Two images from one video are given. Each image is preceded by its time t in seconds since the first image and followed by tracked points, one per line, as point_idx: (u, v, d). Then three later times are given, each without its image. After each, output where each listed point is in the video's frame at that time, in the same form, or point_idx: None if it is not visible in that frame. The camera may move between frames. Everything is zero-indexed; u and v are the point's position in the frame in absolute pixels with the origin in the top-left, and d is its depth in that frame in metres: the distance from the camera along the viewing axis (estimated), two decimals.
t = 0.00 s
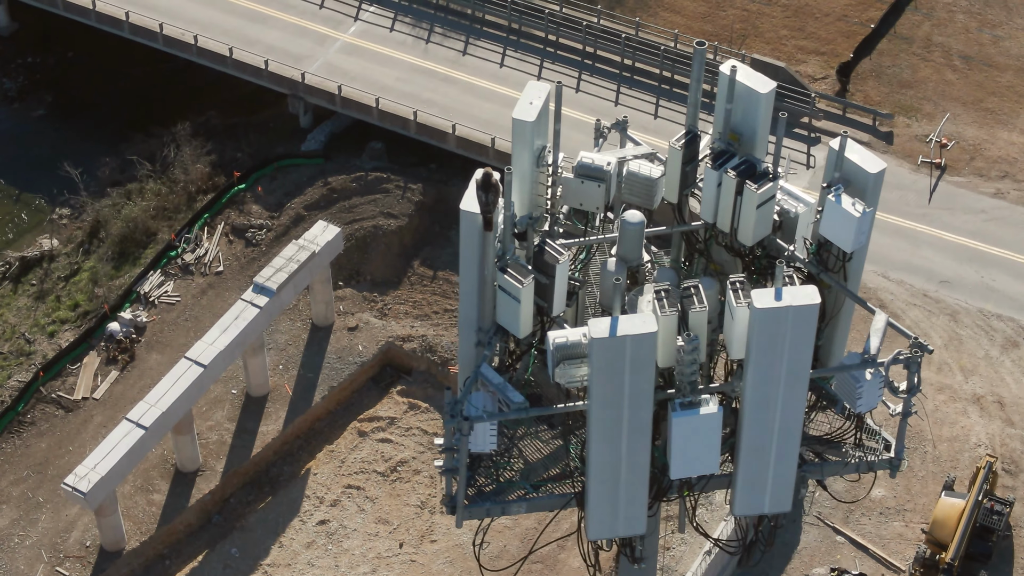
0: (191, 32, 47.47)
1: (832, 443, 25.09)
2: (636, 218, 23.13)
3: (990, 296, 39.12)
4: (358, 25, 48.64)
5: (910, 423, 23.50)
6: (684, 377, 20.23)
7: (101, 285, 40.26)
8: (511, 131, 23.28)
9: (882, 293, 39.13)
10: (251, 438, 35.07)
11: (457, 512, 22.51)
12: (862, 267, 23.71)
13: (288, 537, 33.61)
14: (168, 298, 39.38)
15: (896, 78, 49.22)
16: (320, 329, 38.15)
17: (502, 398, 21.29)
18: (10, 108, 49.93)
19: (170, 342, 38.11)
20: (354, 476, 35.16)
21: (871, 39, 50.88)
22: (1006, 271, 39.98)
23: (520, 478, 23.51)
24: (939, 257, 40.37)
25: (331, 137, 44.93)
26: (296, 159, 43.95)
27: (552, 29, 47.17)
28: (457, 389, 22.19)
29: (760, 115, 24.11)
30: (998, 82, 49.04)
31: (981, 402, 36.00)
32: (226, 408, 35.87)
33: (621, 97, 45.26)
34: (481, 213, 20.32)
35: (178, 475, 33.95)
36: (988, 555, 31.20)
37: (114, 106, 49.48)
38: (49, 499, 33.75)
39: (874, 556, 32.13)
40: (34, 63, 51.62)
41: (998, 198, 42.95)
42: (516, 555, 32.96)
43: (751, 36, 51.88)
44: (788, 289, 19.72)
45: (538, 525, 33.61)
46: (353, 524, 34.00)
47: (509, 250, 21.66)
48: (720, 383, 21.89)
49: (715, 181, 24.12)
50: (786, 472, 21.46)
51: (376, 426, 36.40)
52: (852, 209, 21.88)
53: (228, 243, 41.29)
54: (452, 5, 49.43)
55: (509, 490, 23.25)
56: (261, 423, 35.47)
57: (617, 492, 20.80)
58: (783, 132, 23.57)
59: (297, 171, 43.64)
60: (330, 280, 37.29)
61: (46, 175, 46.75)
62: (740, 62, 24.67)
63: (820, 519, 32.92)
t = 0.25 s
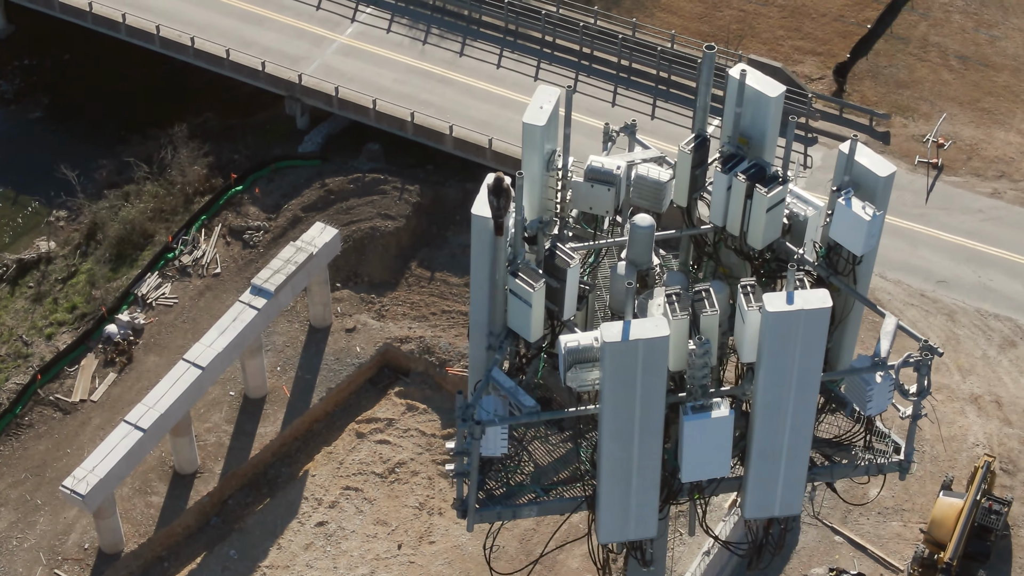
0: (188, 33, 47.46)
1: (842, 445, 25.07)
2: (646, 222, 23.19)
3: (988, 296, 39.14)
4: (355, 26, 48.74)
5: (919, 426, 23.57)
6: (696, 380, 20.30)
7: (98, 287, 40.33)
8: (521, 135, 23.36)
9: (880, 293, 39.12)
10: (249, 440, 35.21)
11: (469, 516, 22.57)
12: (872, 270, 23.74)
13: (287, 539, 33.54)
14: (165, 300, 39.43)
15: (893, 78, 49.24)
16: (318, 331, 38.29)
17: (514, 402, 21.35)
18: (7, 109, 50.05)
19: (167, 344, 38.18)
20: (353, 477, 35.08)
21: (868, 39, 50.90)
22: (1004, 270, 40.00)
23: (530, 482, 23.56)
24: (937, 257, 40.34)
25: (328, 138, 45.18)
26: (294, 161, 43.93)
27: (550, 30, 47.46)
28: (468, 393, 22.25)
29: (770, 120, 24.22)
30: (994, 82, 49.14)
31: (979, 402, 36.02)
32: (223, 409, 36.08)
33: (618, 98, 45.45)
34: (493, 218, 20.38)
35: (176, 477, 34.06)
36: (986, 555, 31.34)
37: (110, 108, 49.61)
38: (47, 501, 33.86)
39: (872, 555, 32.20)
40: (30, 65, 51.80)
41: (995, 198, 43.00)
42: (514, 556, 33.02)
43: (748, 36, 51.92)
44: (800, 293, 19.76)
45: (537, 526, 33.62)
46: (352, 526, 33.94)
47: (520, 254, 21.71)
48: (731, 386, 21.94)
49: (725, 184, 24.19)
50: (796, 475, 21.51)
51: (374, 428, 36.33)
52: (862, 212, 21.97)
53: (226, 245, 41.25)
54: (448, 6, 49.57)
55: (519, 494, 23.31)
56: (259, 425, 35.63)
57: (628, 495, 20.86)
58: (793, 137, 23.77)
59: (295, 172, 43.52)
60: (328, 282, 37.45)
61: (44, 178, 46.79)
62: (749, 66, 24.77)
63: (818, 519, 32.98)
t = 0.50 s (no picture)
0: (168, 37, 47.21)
1: (837, 443, 25.06)
2: (640, 222, 23.21)
3: (970, 291, 39.27)
4: (334, 28, 48.70)
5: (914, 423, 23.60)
6: (693, 380, 20.34)
7: (80, 292, 40.17)
8: (516, 137, 23.38)
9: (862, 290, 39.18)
10: (233, 443, 35.08)
11: (466, 518, 22.53)
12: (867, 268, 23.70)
13: (271, 542, 33.49)
14: (147, 304, 39.27)
15: (873, 76, 49.40)
16: (301, 334, 38.30)
17: (511, 403, 21.35)
18: None
19: (150, 348, 38.02)
20: (336, 480, 35.09)
21: (847, 37, 51.08)
22: (985, 266, 40.12)
23: (528, 483, 23.55)
24: (918, 253, 40.46)
25: (308, 141, 44.98)
26: (275, 164, 43.69)
27: (530, 31, 47.60)
28: (464, 395, 22.24)
29: (763, 120, 24.24)
30: (974, 79, 49.47)
31: (961, 398, 36.12)
32: (207, 413, 35.94)
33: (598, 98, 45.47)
34: (490, 220, 20.37)
35: (160, 482, 33.89)
36: (970, 550, 31.16)
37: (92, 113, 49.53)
38: (31, 507, 33.65)
39: (857, 552, 32.29)
40: (10, 71, 52.01)
41: (975, 194, 43.19)
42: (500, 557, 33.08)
43: (728, 35, 52.07)
44: (797, 291, 19.81)
45: (523, 526, 33.59)
46: (336, 528, 33.92)
47: (516, 255, 21.73)
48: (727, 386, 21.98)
49: (719, 184, 24.15)
50: (793, 474, 21.55)
51: (358, 430, 36.37)
52: (857, 211, 21.99)
53: (207, 248, 41.14)
54: (428, 8, 49.60)
55: (517, 495, 23.31)
56: (243, 429, 35.49)
57: (626, 495, 20.86)
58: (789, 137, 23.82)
59: (276, 175, 43.34)
60: (310, 284, 37.44)
61: (25, 183, 46.56)
62: (742, 66, 24.86)
63: (804, 516, 33.03)
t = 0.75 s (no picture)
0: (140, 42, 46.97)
1: (828, 440, 25.07)
2: (628, 222, 23.24)
3: (945, 286, 39.47)
4: (307, 31, 48.59)
5: (904, 419, 23.66)
6: (684, 379, 20.36)
7: (55, 299, 39.86)
8: (503, 139, 23.32)
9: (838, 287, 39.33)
10: (211, 448, 34.90)
11: (458, 521, 22.49)
12: (855, 265, 23.65)
13: (251, 547, 33.22)
14: (123, 310, 39.15)
15: (846, 72, 49.55)
16: (277, 338, 38.12)
17: (502, 405, 21.29)
18: None
19: (127, 354, 37.92)
20: (316, 483, 34.88)
21: (820, 34, 51.25)
22: (960, 261, 40.33)
23: (519, 484, 23.53)
24: (893, 249, 40.69)
25: (282, 144, 45.20)
26: (249, 168, 43.95)
27: (502, 31, 47.65)
28: (455, 397, 22.17)
29: (749, 119, 24.31)
30: (947, 75, 49.75)
31: (938, 392, 36.25)
32: (185, 418, 35.77)
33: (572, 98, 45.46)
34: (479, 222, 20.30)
35: (138, 488, 33.67)
36: (949, 545, 31.09)
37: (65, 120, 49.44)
38: (8, 516, 33.41)
39: (836, 548, 32.33)
40: None
41: (948, 188, 43.44)
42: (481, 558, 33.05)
43: (701, 33, 52.24)
44: (787, 290, 19.82)
45: (503, 527, 33.48)
46: (316, 532, 33.70)
47: (506, 257, 21.70)
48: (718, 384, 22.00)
49: (706, 183, 24.17)
50: (784, 471, 21.59)
51: (337, 433, 36.25)
52: (844, 208, 22.09)
53: (183, 253, 41.03)
54: (401, 10, 49.59)
55: (508, 497, 23.32)
56: (221, 434, 35.32)
57: (618, 496, 20.86)
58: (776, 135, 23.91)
59: (251, 179, 43.52)
60: (287, 288, 37.42)
61: None
62: (728, 65, 24.92)
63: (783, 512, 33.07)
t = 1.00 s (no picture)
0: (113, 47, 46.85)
1: (818, 438, 25.12)
2: (616, 223, 23.24)
3: (920, 282, 39.66)
4: (280, 35, 48.48)
5: (894, 416, 23.75)
6: (675, 379, 20.35)
7: (31, 306, 39.69)
8: (490, 141, 23.25)
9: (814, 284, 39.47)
10: (191, 453, 34.68)
11: (451, 523, 22.39)
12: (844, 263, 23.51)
13: (232, 551, 33.08)
14: (100, 316, 38.76)
15: (819, 69, 49.71)
16: (255, 342, 37.90)
17: (494, 407, 21.23)
18: None
19: (104, 360, 37.63)
20: (295, 487, 34.79)
21: (792, 32, 51.39)
22: (935, 256, 40.55)
23: (511, 487, 23.46)
24: (869, 245, 40.90)
25: (257, 148, 45.03)
26: (224, 172, 43.75)
27: (476, 32, 47.57)
28: (446, 400, 22.09)
29: (736, 118, 24.33)
30: (919, 70, 49.98)
31: (916, 388, 36.40)
32: (163, 424, 35.54)
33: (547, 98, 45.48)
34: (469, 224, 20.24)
35: (117, 494, 33.42)
36: (930, 540, 31.35)
37: (39, 128, 49.38)
38: None
39: (817, 544, 32.38)
40: None
41: (923, 184, 43.65)
42: (462, 560, 32.97)
43: (674, 32, 52.39)
44: (778, 288, 19.82)
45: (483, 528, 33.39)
46: (297, 536, 33.59)
47: (495, 259, 21.68)
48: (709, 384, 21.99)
49: (693, 182, 24.20)
50: (777, 469, 21.61)
51: (316, 437, 36.15)
52: (832, 206, 22.15)
53: (158, 258, 40.69)
54: (374, 12, 49.51)
55: (500, 499, 23.21)
56: (200, 439, 35.10)
57: (610, 496, 20.82)
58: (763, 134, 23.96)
59: (226, 182, 43.24)
60: (264, 291, 37.16)
61: None
62: (714, 65, 24.98)
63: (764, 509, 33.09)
